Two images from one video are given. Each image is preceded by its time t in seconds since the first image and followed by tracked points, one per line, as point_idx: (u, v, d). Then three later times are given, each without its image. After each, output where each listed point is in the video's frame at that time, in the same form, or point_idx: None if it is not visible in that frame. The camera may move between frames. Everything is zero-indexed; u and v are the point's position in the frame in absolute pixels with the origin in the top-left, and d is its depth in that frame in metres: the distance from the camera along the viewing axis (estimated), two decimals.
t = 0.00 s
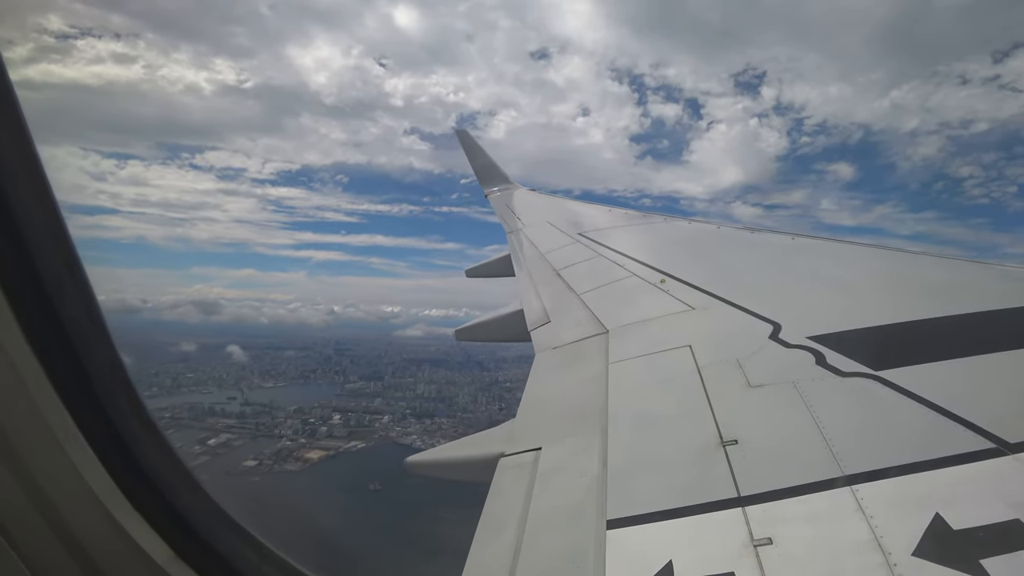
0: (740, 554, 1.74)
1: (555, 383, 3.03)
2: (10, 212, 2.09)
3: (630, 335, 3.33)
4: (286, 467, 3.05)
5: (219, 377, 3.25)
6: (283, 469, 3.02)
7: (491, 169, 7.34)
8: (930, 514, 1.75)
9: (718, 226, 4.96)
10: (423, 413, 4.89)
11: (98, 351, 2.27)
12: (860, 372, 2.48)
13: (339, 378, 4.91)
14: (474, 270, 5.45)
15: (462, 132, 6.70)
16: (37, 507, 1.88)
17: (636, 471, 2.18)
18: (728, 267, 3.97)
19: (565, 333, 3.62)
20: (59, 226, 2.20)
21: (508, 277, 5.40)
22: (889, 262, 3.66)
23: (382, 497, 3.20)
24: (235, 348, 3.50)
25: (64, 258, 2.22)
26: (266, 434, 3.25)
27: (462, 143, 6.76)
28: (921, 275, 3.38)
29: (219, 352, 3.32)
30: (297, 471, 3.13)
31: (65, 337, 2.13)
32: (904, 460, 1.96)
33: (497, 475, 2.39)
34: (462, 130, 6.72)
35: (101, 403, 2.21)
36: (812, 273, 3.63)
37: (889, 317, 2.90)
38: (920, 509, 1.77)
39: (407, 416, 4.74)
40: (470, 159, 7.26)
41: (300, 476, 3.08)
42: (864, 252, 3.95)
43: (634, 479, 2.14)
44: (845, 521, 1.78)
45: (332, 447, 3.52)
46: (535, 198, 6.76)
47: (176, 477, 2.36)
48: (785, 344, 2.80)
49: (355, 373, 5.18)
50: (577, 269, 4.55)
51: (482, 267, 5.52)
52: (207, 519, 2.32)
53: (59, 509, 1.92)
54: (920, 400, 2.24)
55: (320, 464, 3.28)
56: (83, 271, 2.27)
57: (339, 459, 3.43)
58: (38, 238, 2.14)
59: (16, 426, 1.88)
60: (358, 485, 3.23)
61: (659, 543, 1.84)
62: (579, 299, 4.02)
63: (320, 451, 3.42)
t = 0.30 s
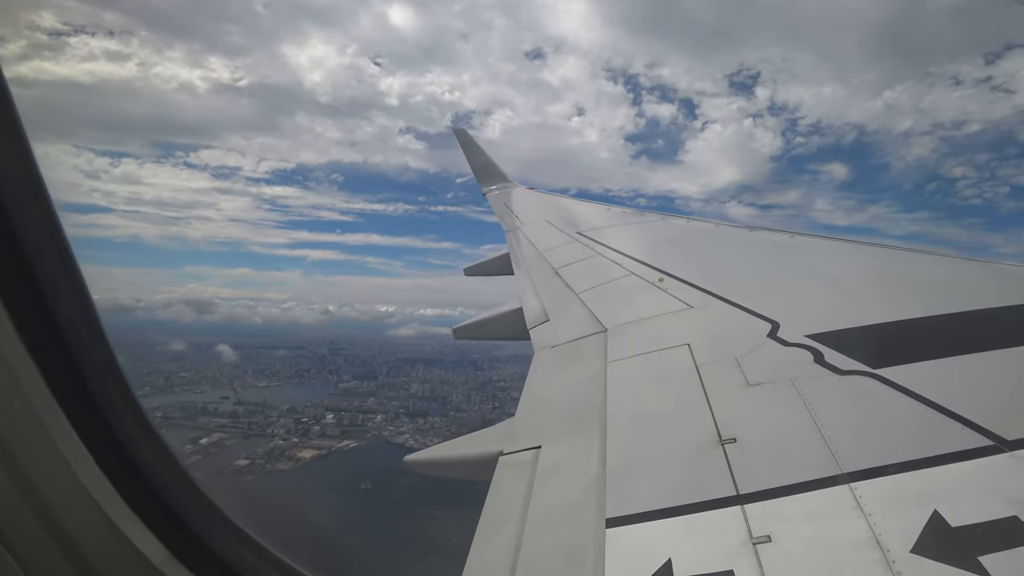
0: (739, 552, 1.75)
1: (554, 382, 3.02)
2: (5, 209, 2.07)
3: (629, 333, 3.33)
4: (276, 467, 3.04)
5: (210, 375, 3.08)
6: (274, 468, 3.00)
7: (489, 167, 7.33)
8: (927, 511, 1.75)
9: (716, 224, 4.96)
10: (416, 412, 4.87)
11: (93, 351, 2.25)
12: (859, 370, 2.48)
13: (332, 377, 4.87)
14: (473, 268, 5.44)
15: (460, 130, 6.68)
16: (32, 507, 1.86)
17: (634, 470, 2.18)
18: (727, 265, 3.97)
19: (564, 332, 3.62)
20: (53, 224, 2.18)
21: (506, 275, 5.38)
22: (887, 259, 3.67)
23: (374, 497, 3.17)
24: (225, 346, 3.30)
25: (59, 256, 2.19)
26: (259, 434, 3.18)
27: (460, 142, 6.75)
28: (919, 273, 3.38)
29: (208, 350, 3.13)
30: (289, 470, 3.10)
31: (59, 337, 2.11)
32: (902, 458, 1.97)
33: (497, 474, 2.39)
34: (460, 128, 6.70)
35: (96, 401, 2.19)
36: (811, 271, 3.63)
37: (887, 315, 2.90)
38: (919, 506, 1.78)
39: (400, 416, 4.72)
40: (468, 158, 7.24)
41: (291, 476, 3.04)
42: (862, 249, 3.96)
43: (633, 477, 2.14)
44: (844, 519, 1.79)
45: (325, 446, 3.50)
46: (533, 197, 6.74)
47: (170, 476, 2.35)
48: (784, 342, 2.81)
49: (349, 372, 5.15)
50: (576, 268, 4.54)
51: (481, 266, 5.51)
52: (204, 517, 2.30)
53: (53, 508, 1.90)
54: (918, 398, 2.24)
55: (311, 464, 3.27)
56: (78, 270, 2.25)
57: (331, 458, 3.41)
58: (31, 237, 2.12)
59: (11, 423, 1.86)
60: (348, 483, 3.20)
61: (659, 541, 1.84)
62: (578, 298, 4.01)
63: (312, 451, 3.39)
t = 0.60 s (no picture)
0: (741, 551, 1.74)
1: (555, 381, 3.02)
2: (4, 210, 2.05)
3: (629, 332, 3.33)
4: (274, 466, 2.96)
5: (205, 376, 2.95)
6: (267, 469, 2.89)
7: (489, 166, 7.33)
8: (929, 510, 1.75)
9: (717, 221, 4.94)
10: (411, 413, 4.85)
11: (93, 350, 2.24)
12: (860, 368, 2.48)
13: (328, 377, 4.84)
14: (473, 268, 5.44)
15: (459, 129, 6.67)
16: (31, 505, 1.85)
17: (635, 468, 2.18)
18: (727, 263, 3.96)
19: (565, 331, 3.62)
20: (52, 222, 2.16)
21: (506, 274, 5.38)
22: (888, 256, 3.66)
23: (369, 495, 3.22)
24: (218, 347, 3.22)
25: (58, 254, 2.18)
26: (254, 434, 3.09)
27: (460, 141, 6.74)
28: (921, 270, 3.37)
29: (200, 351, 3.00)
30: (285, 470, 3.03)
31: (58, 335, 2.10)
32: (903, 456, 1.97)
33: (500, 473, 2.38)
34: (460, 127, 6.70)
35: (96, 400, 2.18)
36: (812, 268, 3.63)
37: (888, 313, 2.90)
38: (920, 505, 1.78)
39: (396, 416, 4.70)
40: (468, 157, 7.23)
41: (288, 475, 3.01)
42: (862, 246, 3.95)
43: (635, 476, 2.13)
44: (846, 517, 1.79)
45: (319, 446, 3.47)
46: (533, 196, 6.72)
47: (171, 475, 2.33)
48: (785, 341, 2.81)
49: (345, 372, 5.11)
50: (577, 267, 4.53)
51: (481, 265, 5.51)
52: (204, 516, 2.29)
53: (54, 507, 1.89)
54: (920, 396, 2.25)
55: (307, 465, 3.21)
56: (78, 269, 2.24)
57: (325, 459, 3.38)
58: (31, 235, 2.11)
59: (9, 419, 1.86)
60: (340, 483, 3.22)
61: (660, 540, 1.84)
62: (579, 298, 4.00)
63: (307, 450, 3.36)
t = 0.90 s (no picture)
0: (740, 551, 1.74)
1: (556, 381, 3.01)
2: (2, 210, 2.05)
3: (630, 332, 3.33)
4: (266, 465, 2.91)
5: (199, 374, 2.88)
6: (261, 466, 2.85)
7: (490, 166, 7.32)
8: (930, 511, 1.75)
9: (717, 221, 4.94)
10: (406, 412, 4.84)
11: (91, 350, 2.24)
12: (861, 369, 2.48)
13: (323, 376, 4.81)
14: (473, 267, 5.44)
15: (460, 129, 6.66)
16: (32, 511, 1.84)
17: (635, 468, 2.18)
18: (728, 263, 3.96)
19: (566, 331, 3.61)
20: (51, 224, 2.16)
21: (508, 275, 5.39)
22: (889, 257, 3.66)
23: (362, 495, 3.26)
24: (209, 344, 3.13)
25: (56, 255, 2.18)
26: (248, 433, 3.05)
27: (461, 141, 6.73)
28: (922, 270, 3.37)
29: (192, 349, 2.92)
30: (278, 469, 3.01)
31: (57, 338, 2.09)
32: (904, 458, 1.97)
33: (501, 472, 2.38)
34: (461, 127, 6.69)
35: (94, 400, 2.17)
36: (812, 268, 3.62)
37: (889, 314, 2.90)
38: (920, 506, 1.78)
39: (389, 414, 4.69)
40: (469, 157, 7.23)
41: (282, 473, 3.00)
42: (863, 247, 3.94)
43: (635, 477, 2.13)
44: (846, 518, 1.79)
45: (312, 444, 3.47)
46: (533, 196, 6.72)
47: (171, 477, 2.32)
48: (786, 341, 2.80)
49: (340, 370, 5.09)
50: (578, 267, 4.52)
51: (482, 264, 5.50)
52: (203, 519, 2.28)
53: (54, 512, 1.88)
54: (921, 398, 2.25)
55: (297, 463, 3.19)
56: (76, 270, 2.23)
57: (318, 459, 3.38)
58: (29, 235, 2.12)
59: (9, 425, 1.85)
60: (333, 481, 3.27)
61: (660, 540, 1.84)
62: (580, 299, 3.98)
63: (302, 449, 3.34)
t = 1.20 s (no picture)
0: (742, 549, 1.74)
1: (559, 379, 3.01)
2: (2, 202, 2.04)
3: (631, 330, 3.33)
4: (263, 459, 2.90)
5: (196, 368, 2.89)
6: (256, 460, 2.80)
7: (491, 163, 7.31)
8: (932, 510, 1.75)
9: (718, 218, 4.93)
10: (402, 407, 4.84)
11: (92, 344, 2.23)
12: (864, 367, 2.48)
13: (319, 371, 4.79)
14: (476, 264, 5.42)
15: (461, 125, 6.64)
16: (32, 504, 1.84)
17: (637, 466, 2.18)
18: (730, 260, 3.95)
19: (568, 329, 3.60)
20: (51, 217, 2.15)
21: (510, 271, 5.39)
22: (891, 254, 3.64)
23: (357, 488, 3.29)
24: (201, 340, 3.06)
25: (56, 248, 2.16)
26: (244, 427, 3.04)
27: (462, 137, 6.71)
28: (925, 268, 3.36)
29: (183, 345, 2.80)
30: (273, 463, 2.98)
31: (58, 331, 2.09)
32: (906, 456, 1.97)
33: (504, 469, 2.38)
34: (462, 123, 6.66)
35: (95, 394, 2.16)
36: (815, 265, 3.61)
37: (892, 312, 2.89)
38: (923, 505, 1.77)
39: (385, 409, 4.69)
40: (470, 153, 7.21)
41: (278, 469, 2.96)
42: (865, 244, 3.93)
43: (637, 474, 2.13)
44: (848, 517, 1.79)
45: (307, 439, 3.47)
46: (536, 192, 6.70)
47: (172, 470, 2.32)
48: (788, 340, 2.80)
49: (337, 365, 5.07)
50: (579, 265, 4.50)
51: (483, 261, 5.48)
52: (203, 512, 2.29)
53: (54, 505, 1.88)
54: (924, 397, 2.24)
55: (293, 458, 3.19)
56: (77, 263, 2.22)
57: (314, 454, 3.39)
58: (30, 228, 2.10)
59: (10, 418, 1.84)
60: (329, 476, 3.28)
61: (662, 538, 1.84)
62: (581, 296, 3.97)
63: (297, 444, 3.34)
